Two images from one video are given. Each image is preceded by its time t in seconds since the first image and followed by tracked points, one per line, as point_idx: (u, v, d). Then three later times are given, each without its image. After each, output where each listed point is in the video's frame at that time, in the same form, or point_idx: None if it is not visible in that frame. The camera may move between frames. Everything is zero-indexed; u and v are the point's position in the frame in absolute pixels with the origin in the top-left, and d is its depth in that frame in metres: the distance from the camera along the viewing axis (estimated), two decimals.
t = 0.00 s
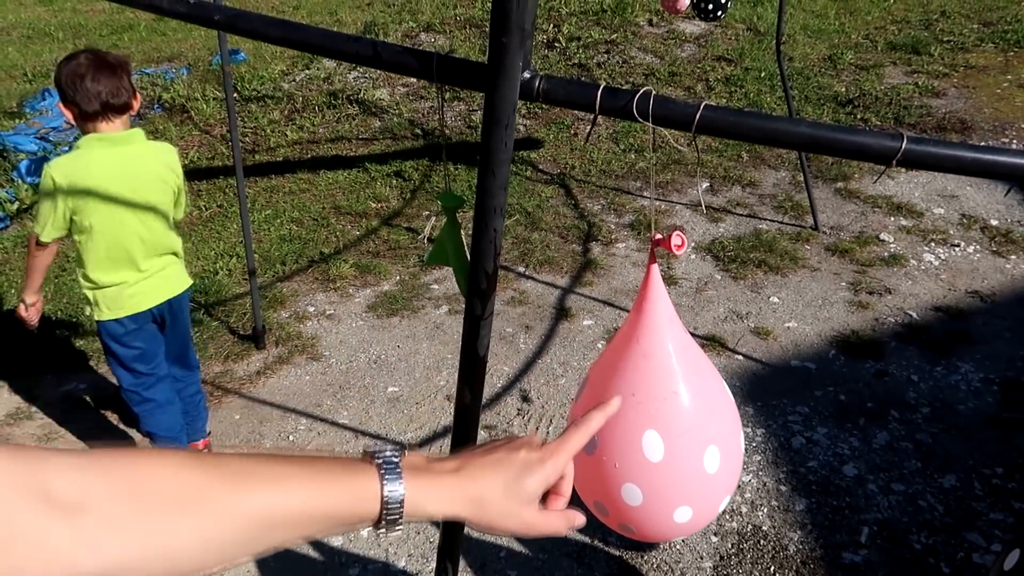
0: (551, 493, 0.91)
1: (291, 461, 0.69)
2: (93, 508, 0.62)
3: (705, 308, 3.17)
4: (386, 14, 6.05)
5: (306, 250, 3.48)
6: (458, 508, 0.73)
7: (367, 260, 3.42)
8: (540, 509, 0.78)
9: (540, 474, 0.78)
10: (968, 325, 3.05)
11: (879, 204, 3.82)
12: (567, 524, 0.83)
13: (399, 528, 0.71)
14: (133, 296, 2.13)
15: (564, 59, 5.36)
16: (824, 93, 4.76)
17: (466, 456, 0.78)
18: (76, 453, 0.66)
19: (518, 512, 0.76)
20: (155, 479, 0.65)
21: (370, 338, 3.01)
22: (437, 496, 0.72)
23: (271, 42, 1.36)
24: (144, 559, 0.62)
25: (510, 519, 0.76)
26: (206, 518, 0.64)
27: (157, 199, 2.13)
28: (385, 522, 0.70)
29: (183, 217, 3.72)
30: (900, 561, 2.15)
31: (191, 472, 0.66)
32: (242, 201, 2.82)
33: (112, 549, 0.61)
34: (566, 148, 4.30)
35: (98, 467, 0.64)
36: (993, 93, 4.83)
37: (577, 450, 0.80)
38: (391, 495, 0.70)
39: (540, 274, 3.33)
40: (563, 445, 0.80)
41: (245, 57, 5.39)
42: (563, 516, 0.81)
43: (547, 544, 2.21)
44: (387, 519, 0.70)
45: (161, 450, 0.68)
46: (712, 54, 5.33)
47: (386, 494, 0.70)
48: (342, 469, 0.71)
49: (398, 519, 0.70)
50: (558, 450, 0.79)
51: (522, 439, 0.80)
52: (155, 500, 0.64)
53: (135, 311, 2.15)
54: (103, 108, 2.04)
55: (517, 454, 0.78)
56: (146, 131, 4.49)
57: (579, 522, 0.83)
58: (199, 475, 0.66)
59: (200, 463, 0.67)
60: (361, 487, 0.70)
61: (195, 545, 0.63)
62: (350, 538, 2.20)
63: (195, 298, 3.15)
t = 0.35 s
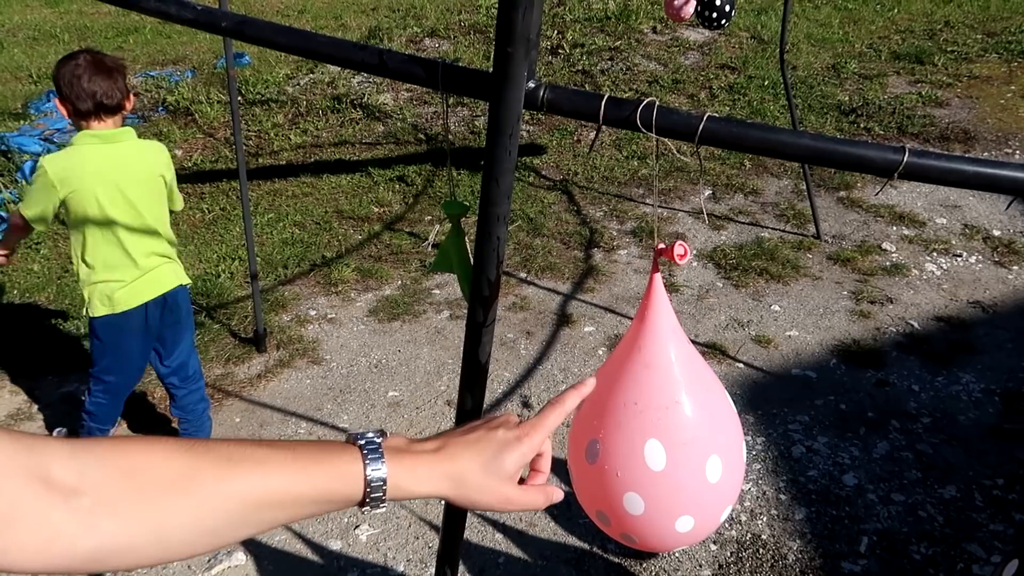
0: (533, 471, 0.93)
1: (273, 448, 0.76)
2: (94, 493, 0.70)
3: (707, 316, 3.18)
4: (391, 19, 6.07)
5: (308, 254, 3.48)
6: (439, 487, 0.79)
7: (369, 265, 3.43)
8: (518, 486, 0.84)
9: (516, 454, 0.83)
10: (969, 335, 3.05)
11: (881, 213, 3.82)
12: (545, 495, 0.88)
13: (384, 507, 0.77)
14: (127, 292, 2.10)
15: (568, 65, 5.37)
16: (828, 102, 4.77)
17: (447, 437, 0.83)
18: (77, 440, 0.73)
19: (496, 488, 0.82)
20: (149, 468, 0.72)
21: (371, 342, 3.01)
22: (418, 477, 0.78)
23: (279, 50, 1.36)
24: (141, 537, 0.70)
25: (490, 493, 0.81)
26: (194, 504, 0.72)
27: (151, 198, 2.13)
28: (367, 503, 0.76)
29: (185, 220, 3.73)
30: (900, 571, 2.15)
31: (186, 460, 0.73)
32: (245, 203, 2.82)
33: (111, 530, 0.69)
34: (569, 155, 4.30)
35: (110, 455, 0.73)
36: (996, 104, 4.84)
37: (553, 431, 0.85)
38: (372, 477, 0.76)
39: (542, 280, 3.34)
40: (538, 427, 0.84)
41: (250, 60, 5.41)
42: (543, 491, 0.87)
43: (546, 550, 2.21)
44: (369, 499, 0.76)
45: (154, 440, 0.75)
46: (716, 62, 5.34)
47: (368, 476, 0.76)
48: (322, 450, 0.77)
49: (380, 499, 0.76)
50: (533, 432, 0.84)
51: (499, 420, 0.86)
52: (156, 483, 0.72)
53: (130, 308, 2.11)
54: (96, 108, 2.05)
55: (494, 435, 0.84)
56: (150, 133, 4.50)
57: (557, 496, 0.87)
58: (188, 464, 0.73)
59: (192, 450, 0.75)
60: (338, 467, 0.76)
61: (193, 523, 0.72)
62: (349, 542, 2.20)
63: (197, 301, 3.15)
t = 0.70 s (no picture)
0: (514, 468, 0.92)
1: (258, 419, 0.76)
2: (70, 452, 0.70)
3: (706, 320, 3.18)
4: (394, 22, 6.08)
5: (309, 255, 3.49)
6: (423, 478, 0.81)
7: (369, 267, 3.43)
8: (498, 486, 0.86)
9: (502, 457, 0.85)
10: (968, 341, 3.05)
11: (881, 219, 3.83)
12: (523, 498, 0.90)
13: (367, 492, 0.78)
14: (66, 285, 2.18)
15: (569, 69, 5.38)
16: (828, 108, 4.78)
17: (439, 430, 0.85)
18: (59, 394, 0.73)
19: (477, 487, 0.83)
20: (130, 429, 0.72)
21: (371, 344, 3.02)
22: (403, 467, 0.80)
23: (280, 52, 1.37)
24: (115, 499, 0.71)
25: (472, 491, 0.83)
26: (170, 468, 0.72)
27: (96, 194, 2.12)
28: (351, 486, 0.77)
29: (186, 221, 3.73)
30: None
31: (172, 425, 0.73)
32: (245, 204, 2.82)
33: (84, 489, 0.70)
34: (570, 158, 4.31)
35: (95, 413, 0.72)
36: (997, 111, 4.85)
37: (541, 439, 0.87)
38: (359, 459, 0.77)
39: (542, 283, 3.34)
40: (528, 434, 0.87)
41: (252, 62, 5.42)
42: (520, 492, 0.89)
43: (543, 553, 2.21)
44: (353, 483, 0.77)
45: (140, 400, 0.75)
46: (717, 67, 5.35)
47: (355, 458, 0.77)
48: (311, 427, 0.77)
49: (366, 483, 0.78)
50: (523, 436, 0.87)
51: (491, 420, 0.88)
52: (139, 446, 0.72)
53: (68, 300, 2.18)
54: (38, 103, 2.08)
55: (486, 436, 0.85)
56: (152, 134, 4.51)
57: (534, 498, 0.89)
58: (171, 428, 0.73)
59: (179, 415, 0.74)
60: (324, 446, 0.76)
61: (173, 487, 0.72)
62: (347, 544, 2.20)
63: (197, 302, 3.16)
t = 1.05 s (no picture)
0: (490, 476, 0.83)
1: (231, 422, 0.68)
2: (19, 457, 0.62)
3: (706, 322, 3.18)
4: (393, 25, 6.09)
5: (308, 258, 3.49)
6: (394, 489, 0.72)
7: (368, 269, 3.43)
8: (473, 499, 0.76)
9: (481, 467, 0.76)
10: (968, 343, 3.05)
11: (881, 221, 3.82)
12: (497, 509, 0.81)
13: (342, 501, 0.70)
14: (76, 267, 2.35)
15: (569, 71, 5.38)
16: (828, 109, 4.78)
17: (415, 434, 0.76)
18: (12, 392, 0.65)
19: (451, 501, 0.74)
20: (89, 431, 0.64)
21: (370, 346, 3.01)
22: (374, 476, 0.71)
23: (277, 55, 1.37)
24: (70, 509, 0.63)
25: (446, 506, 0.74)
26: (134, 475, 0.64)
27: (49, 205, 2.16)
28: (326, 494, 0.69)
29: (186, 224, 3.74)
30: None
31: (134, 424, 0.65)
32: (245, 207, 2.81)
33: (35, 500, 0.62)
34: (569, 160, 4.31)
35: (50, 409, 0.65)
36: (996, 112, 4.85)
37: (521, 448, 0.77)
38: (335, 468, 0.69)
39: (542, 286, 3.34)
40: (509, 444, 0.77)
41: (252, 65, 5.43)
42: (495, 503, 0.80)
43: (543, 556, 2.20)
44: (328, 491, 0.69)
45: (103, 400, 0.67)
46: (716, 69, 5.35)
47: (331, 466, 0.69)
48: (287, 432, 0.69)
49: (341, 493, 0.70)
50: (504, 448, 0.77)
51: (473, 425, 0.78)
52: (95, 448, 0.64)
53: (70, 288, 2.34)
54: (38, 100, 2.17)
55: (464, 444, 0.76)
56: (151, 137, 4.52)
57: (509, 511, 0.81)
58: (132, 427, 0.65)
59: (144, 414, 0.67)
60: (300, 453, 0.68)
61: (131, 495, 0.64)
62: (347, 547, 2.20)
63: (197, 305, 3.15)
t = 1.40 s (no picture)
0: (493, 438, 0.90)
1: (229, 373, 0.72)
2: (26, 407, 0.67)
3: (707, 323, 3.18)
4: (394, 27, 6.09)
5: (309, 260, 3.48)
6: (405, 444, 0.78)
7: (369, 271, 3.43)
8: (481, 456, 0.83)
9: (490, 427, 0.83)
10: (969, 344, 3.05)
11: (882, 222, 3.82)
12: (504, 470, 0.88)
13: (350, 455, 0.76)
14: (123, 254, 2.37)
15: (569, 73, 5.38)
16: (828, 111, 4.78)
17: (427, 394, 0.82)
18: (16, 343, 0.69)
19: (458, 458, 0.80)
20: (91, 381, 0.69)
21: (371, 348, 3.01)
22: (387, 431, 0.77)
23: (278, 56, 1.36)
24: (78, 457, 0.68)
25: (454, 462, 0.80)
26: (138, 423, 0.68)
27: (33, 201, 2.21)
28: (332, 450, 0.74)
29: (186, 225, 3.74)
30: None
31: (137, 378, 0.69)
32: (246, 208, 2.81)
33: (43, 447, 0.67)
34: (570, 162, 4.31)
35: (55, 364, 0.69)
36: (997, 114, 4.84)
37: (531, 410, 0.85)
38: (342, 424, 0.74)
39: (542, 287, 3.34)
40: (520, 406, 0.85)
41: (253, 67, 5.43)
42: (503, 463, 0.87)
43: (545, 558, 2.20)
44: (334, 447, 0.74)
45: (103, 351, 0.71)
46: (717, 70, 5.35)
47: (338, 421, 0.74)
48: (288, 386, 0.74)
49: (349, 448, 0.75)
50: (515, 409, 0.85)
51: (482, 388, 0.85)
52: (101, 402, 0.68)
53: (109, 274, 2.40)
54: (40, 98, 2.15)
55: (475, 404, 0.83)
56: (152, 138, 4.52)
57: (517, 471, 0.87)
58: (136, 381, 0.69)
59: (147, 369, 0.70)
60: (301, 405, 0.73)
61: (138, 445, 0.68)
62: (348, 549, 2.20)
63: (197, 306, 3.15)
